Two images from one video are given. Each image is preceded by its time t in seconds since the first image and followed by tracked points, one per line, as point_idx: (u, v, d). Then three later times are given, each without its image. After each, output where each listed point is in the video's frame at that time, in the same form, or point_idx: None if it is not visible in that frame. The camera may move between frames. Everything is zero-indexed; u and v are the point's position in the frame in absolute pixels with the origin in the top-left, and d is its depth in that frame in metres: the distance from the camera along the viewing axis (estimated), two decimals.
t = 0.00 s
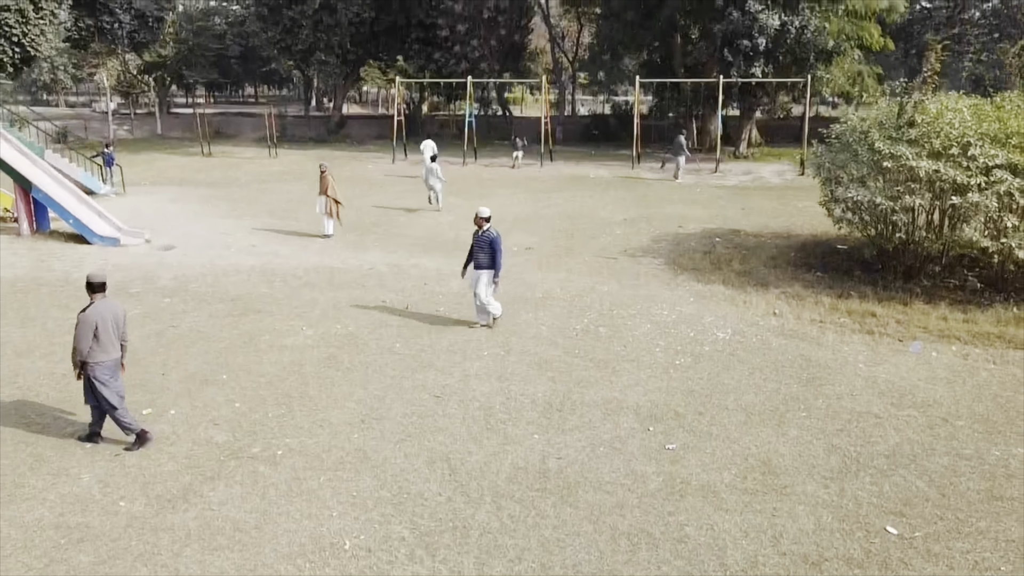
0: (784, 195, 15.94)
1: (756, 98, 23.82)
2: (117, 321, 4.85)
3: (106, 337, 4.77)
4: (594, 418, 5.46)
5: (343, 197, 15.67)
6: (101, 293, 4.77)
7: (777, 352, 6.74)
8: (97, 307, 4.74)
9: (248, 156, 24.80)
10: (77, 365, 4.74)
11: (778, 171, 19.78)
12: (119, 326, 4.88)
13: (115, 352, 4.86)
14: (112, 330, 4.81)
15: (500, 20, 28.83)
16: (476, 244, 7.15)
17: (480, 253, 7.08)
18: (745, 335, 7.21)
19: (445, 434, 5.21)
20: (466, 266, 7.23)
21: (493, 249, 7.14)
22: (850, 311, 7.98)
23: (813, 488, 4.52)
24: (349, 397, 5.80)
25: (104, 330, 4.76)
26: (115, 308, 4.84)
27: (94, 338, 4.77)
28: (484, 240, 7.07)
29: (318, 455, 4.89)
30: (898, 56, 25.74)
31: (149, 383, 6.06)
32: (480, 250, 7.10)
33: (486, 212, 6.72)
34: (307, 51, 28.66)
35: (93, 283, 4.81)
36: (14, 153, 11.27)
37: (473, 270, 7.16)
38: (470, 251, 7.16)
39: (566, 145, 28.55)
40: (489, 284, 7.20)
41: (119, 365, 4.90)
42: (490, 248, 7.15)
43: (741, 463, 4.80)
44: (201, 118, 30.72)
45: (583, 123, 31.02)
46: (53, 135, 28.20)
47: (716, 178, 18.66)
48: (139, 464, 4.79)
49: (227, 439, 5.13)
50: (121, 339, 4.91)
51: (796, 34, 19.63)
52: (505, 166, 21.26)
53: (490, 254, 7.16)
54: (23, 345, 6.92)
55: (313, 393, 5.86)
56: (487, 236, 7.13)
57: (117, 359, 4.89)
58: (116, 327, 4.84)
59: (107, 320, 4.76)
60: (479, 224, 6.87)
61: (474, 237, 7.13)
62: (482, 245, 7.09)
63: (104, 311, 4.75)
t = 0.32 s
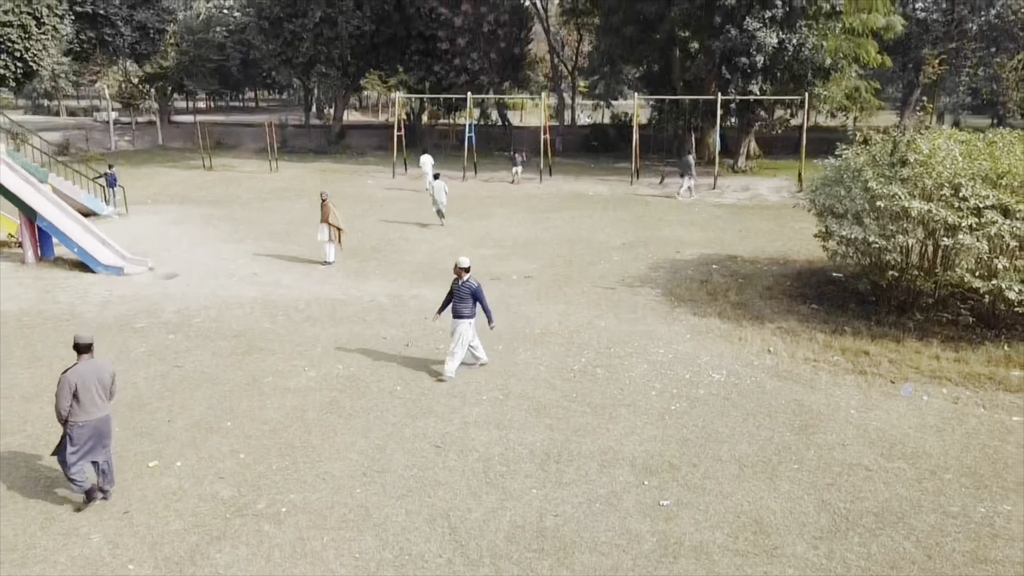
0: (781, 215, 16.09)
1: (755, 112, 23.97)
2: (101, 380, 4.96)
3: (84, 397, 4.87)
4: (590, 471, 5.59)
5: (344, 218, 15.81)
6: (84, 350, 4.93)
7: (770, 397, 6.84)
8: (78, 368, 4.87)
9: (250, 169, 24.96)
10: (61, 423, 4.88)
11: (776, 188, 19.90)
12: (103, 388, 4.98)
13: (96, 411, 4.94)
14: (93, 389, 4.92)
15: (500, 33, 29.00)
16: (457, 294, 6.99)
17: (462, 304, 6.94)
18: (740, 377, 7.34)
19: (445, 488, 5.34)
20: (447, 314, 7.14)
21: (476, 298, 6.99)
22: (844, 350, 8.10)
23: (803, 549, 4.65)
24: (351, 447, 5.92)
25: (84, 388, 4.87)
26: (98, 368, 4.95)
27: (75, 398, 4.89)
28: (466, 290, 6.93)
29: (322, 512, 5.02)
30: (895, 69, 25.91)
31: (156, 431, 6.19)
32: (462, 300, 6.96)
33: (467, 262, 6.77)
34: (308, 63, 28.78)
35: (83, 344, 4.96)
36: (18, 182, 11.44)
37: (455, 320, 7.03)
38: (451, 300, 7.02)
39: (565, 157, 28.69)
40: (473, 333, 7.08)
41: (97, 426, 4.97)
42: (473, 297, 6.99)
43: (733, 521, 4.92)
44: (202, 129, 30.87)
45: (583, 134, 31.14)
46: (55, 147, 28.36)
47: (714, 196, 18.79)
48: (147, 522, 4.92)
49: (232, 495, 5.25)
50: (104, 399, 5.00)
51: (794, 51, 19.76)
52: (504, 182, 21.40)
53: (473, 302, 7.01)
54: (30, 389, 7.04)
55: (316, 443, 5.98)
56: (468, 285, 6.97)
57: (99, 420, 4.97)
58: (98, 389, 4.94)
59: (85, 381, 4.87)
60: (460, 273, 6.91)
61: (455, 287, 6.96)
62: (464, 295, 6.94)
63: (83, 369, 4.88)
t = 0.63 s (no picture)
0: (775, 232, 16.38)
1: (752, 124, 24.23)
2: (91, 431, 5.11)
3: (72, 448, 5.06)
4: (584, 505, 5.87)
5: (347, 235, 16.10)
6: (73, 404, 5.08)
7: (759, 428, 7.12)
8: (65, 421, 5.03)
9: (252, 181, 25.26)
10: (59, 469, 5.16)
11: (772, 203, 20.21)
12: (94, 437, 5.14)
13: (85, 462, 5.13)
14: (81, 440, 5.09)
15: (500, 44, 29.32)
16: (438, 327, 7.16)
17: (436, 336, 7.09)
18: (729, 407, 7.61)
19: (446, 523, 5.62)
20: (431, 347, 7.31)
21: (451, 333, 7.10)
22: (831, 378, 8.38)
23: None
24: (356, 481, 6.19)
25: (71, 441, 5.05)
26: (85, 421, 5.07)
27: (65, 449, 5.07)
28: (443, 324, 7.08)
29: (330, 549, 5.29)
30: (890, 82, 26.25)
31: (169, 464, 6.46)
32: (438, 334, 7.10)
33: (448, 298, 6.83)
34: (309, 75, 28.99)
35: (74, 395, 5.12)
36: (29, 206, 11.73)
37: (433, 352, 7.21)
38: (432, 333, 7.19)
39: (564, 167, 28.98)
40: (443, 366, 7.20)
41: (90, 474, 5.15)
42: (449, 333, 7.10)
43: (718, 558, 5.21)
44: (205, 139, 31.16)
45: (583, 144, 31.42)
46: (59, 158, 28.65)
47: (711, 211, 19.06)
48: (163, 560, 5.19)
49: (242, 531, 5.53)
50: (97, 448, 5.18)
51: (789, 67, 20.06)
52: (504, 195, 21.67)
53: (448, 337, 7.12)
54: (46, 421, 7.30)
55: (323, 477, 6.26)
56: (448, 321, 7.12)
57: (91, 467, 5.16)
58: (87, 439, 5.10)
59: (72, 433, 5.04)
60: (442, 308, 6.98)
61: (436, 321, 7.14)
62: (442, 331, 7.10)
63: (68, 424, 5.03)
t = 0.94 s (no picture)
0: (770, 250, 16.66)
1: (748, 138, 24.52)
2: (74, 480, 5.19)
3: (57, 493, 5.17)
4: (578, 539, 6.14)
5: (349, 252, 16.37)
6: (60, 450, 5.21)
7: (748, 459, 7.39)
8: (52, 467, 5.17)
9: (255, 193, 25.54)
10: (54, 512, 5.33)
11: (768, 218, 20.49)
12: (79, 484, 5.22)
13: (70, 507, 5.25)
14: (65, 486, 5.20)
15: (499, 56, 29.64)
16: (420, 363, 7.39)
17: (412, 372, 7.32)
18: (720, 437, 7.88)
19: (446, 558, 5.89)
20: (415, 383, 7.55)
21: (427, 371, 7.25)
22: (820, 406, 8.65)
23: None
24: (361, 514, 6.47)
25: (56, 486, 5.17)
26: (69, 468, 5.17)
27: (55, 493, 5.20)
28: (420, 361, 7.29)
29: None
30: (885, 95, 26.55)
31: (180, 497, 6.73)
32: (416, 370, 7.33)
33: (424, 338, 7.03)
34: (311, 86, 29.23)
35: (65, 441, 5.23)
36: (40, 232, 12.01)
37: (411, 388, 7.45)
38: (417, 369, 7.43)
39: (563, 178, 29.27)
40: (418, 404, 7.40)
41: (76, 519, 5.25)
42: (424, 371, 7.27)
43: None
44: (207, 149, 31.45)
45: (582, 154, 31.71)
46: (63, 169, 28.93)
47: (707, 226, 19.34)
48: None
49: (252, 566, 5.79)
50: (82, 496, 5.26)
51: (785, 83, 20.34)
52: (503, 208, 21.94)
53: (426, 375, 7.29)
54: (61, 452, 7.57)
55: (328, 510, 6.53)
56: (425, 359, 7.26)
57: (77, 513, 5.26)
58: (73, 484, 5.20)
59: (56, 478, 5.15)
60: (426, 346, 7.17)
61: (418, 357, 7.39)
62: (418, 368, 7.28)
63: (52, 471, 5.17)
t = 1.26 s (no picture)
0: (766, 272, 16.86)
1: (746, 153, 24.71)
2: (59, 547, 5.09)
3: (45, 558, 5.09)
4: None
5: (350, 275, 16.56)
6: (61, 514, 5.17)
7: (740, 501, 7.59)
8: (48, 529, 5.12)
9: (256, 208, 25.74)
10: None
11: (765, 236, 20.68)
12: (67, 553, 5.09)
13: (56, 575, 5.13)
14: (57, 552, 5.11)
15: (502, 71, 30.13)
16: (393, 415, 7.50)
17: (395, 425, 7.40)
18: (713, 477, 8.08)
19: None
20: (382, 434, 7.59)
21: (408, 421, 7.46)
22: (811, 443, 8.85)
23: None
24: (363, 560, 6.67)
25: (47, 551, 5.10)
26: (60, 535, 5.08)
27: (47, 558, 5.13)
28: (400, 412, 7.42)
29: None
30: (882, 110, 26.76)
31: (187, 542, 6.92)
32: (396, 422, 7.44)
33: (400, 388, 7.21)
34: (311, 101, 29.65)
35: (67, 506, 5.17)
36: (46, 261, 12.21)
37: (388, 439, 7.51)
38: (387, 421, 7.50)
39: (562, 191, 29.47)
40: (404, 453, 7.54)
41: None
42: (406, 420, 7.47)
43: None
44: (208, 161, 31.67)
45: (581, 166, 31.90)
46: (66, 183, 29.13)
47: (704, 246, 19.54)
48: None
49: None
50: (65, 567, 5.12)
51: (782, 103, 20.53)
52: (502, 226, 22.14)
53: (406, 425, 7.49)
54: (70, 493, 7.75)
55: (331, 556, 6.72)
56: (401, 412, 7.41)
57: None
58: (63, 553, 5.09)
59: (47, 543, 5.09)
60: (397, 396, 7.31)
61: (391, 409, 7.48)
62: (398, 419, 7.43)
63: (49, 533, 5.14)
